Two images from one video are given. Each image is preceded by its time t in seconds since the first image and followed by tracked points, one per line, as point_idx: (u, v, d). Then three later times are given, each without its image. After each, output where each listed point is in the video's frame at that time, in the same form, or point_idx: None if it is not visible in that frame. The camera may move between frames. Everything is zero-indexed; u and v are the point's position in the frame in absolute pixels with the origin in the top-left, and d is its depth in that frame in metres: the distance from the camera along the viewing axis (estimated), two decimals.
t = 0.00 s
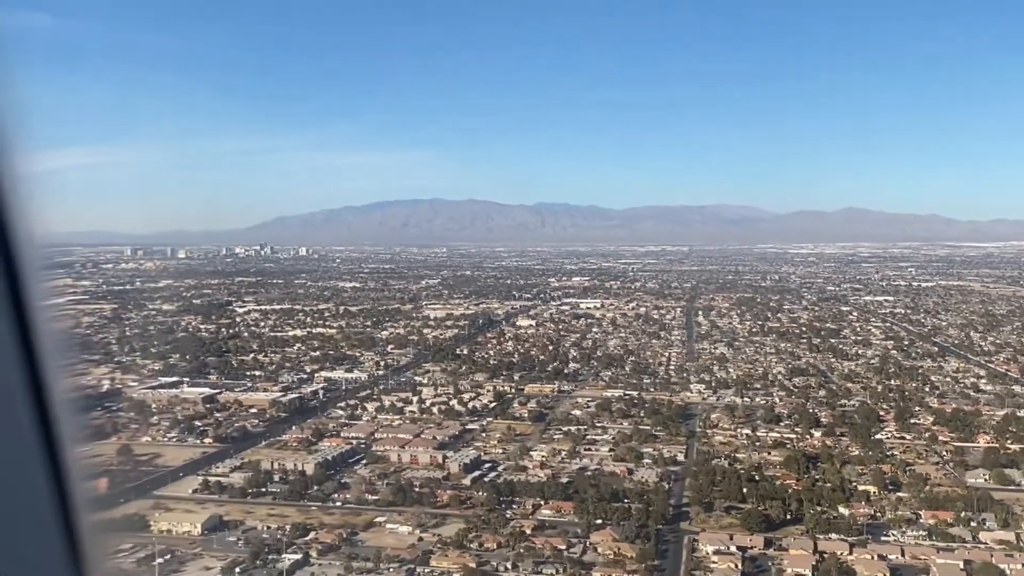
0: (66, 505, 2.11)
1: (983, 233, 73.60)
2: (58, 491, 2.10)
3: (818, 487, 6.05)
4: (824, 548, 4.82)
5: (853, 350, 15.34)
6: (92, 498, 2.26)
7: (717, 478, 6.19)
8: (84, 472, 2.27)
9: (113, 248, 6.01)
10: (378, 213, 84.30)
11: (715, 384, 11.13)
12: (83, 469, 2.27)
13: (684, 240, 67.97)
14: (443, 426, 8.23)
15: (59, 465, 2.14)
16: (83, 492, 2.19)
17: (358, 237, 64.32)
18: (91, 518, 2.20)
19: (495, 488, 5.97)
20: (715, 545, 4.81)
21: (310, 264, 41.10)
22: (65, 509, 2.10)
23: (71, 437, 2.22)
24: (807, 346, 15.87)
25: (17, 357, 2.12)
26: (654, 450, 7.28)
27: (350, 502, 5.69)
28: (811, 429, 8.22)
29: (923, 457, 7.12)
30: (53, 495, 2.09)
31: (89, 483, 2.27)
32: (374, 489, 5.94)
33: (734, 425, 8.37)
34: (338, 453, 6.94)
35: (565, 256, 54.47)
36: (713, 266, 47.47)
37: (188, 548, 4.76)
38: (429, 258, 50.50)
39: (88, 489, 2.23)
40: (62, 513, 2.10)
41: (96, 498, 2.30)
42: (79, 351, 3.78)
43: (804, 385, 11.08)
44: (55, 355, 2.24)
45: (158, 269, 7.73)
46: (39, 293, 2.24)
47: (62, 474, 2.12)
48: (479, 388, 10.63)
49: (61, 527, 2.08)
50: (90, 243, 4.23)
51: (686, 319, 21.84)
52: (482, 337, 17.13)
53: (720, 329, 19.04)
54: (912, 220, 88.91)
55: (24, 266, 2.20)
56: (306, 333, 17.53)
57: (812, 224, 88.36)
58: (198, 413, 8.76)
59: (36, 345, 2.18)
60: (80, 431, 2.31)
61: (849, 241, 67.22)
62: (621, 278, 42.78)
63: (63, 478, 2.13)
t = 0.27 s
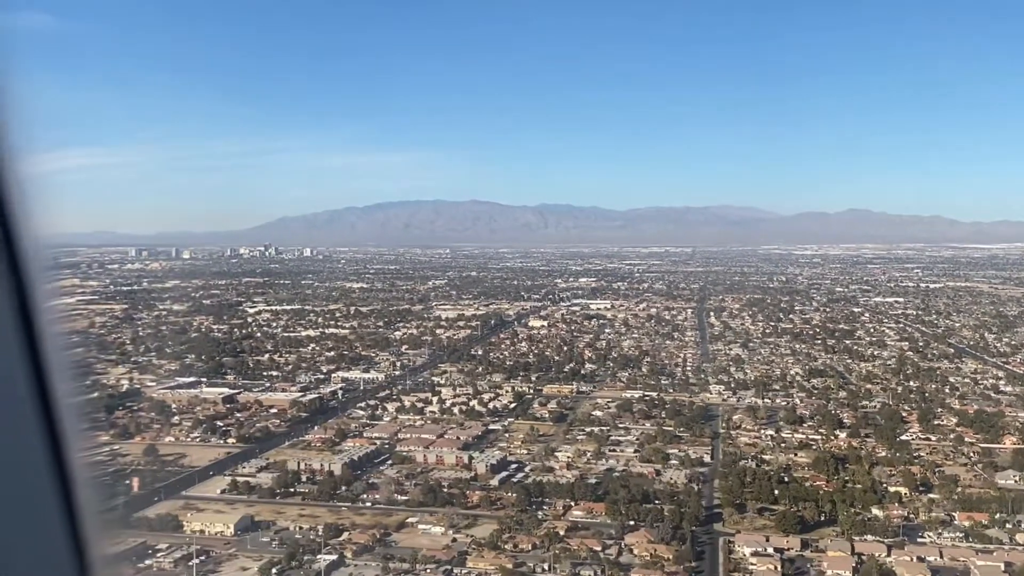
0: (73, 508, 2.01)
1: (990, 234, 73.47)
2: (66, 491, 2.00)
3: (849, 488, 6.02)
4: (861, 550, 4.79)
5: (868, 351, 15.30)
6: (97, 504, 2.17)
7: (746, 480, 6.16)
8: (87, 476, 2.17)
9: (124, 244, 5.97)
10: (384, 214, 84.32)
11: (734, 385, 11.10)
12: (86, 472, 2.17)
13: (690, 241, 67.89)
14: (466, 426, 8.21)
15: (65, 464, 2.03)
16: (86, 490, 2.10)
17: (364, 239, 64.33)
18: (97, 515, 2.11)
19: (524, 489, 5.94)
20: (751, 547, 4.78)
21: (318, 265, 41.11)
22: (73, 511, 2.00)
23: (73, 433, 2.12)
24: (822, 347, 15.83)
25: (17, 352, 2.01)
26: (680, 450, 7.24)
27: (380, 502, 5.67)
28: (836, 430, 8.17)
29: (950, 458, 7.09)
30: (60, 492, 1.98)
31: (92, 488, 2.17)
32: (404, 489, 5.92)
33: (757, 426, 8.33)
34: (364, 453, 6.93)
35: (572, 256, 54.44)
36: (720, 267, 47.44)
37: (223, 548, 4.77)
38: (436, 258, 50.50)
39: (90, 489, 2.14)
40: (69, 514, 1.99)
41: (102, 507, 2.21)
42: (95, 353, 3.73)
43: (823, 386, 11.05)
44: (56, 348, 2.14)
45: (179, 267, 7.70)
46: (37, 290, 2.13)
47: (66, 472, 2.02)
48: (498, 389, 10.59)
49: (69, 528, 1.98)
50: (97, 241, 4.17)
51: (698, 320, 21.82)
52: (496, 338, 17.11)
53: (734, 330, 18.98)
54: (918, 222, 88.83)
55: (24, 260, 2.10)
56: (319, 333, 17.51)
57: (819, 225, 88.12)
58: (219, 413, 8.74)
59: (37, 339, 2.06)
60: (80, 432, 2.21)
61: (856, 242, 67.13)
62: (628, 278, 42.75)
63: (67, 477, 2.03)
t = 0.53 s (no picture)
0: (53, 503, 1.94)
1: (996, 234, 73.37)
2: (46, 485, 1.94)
3: (879, 488, 5.99)
4: (898, 550, 4.77)
5: (882, 351, 15.27)
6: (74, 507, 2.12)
7: (775, 479, 6.13)
8: (67, 472, 2.11)
9: (120, 242, 5.89)
10: (390, 213, 84.36)
11: (752, 385, 11.07)
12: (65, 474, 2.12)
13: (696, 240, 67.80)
14: (488, 425, 8.18)
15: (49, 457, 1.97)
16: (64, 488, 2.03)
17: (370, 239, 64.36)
18: (75, 513, 2.04)
19: (553, 488, 5.92)
20: (788, 548, 4.75)
21: (325, 264, 41.13)
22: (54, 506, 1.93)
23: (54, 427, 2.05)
24: (836, 347, 15.80)
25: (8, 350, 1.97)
26: (705, 450, 7.22)
27: (410, 501, 5.65)
28: (859, 430, 8.13)
29: (977, 458, 7.06)
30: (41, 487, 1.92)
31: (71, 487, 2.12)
32: (433, 489, 5.90)
33: (780, 426, 8.31)
34: (389, 452, 6.91)
35: (577, 256, 54.40)
36: (727, 267, 47.37)
37: (258, 548, 4.76)
38: (442, 258, 50.48)
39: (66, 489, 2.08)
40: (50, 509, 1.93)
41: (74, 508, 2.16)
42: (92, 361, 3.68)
43: (842, 386, 11.02)
44: (46, 349, 2.11)
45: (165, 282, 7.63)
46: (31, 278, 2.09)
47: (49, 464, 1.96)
48: (515, 388, 10.56)
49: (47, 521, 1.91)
50: (98, 241, 4.09)
51: (708, 319, 21.79)
52: (509, 337, 17.08)
53: (745, 330, 18.95)
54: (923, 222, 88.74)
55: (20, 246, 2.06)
56: (331, 332, 17.51)
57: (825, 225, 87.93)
58: (239, 411, 8.73)
59: (25, 328, 2.02)
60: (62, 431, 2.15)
61: (862, 241, 67.03)
62: (635, 278, 42.70)
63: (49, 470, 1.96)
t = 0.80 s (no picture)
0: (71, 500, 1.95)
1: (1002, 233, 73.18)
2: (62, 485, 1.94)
3: (909, 486, 5.96)
4: (935, 549, 4.73)
5: (897, 349, 15.21)
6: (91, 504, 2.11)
7: (803, 477, 6.10)
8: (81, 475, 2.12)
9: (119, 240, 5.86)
10: (395, 211, 84.36)
11: (770, 383, 11.03)
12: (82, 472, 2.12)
13: (702, 237, 67.67)
14: (509, 422, 8.15)
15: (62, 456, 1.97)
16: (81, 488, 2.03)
17: (376, 237, 64.37)
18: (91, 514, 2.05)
19: (582, 485, 5.89)
20: (825, 546, 4.72)
21: (332, 262, 41.14)
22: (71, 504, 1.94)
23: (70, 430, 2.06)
24: (850, 345, 15.74)
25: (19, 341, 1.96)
26: (730, 447, 7.18)
27: (439, 498, 5.63)
28: (882, 429, 8.09)
29: (1005, 457, 7.01)
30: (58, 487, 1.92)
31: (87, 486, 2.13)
32: (461, 486, 5.88)
33: (803, 424, 8.27)
34: (414, 448, 6.89)
35: (582, 254, 54.27)
36: (732, 264, 47.28)
37: (291, 545, 4.75)
38: (448, 255, 50.38)
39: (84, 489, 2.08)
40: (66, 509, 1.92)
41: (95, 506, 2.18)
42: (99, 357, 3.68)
43: (860, 384, 10.97)
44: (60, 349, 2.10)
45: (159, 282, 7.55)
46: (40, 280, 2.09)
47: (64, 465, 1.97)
48: (533, 385, 10.54)
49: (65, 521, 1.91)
50: (99, 238, 4.06)
51: (719, 317, 21.73)
52: (521, 334, 17.02)
53: (758, 328, 18.90)
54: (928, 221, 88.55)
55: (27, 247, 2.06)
56: (344, 329, 17.50)
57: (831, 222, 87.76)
58: (259, 408, 8.71)
59: (37, 327, 2.01)
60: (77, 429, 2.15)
61: (868, 239, 66.88)
62: (642, 275, 42.61)
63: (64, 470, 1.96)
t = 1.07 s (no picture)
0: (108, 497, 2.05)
1: (1009, 228, 72.99)
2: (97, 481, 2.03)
3: (939, 482, 5.93)
4: (972, 545, 4.71)
5: (912, 346, 15.15)
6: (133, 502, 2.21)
7: (832, 472, 6.08)
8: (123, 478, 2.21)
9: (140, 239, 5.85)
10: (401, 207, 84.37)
11: (789, 379, 10.99)
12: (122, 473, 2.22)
13: (708, 233, 67.54)
14: (530, 418, 8.13)
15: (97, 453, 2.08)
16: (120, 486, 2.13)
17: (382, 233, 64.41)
18: (129, 516, 2.12)
19: (610, 481, 5.86)
20: (861, 541, 4.69)
21: (339, 258, 41.18)
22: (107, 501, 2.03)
23: (109, 431, 2.18)
24: (865, 341, 15.69)
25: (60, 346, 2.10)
26: (755, 443, 7.15)
27: (469, 493, 5.61)
28: (906, 424, 8.06)
29: None
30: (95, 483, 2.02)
31: (128, 487, 2.23)
32: (489, 482, 5.86)
33: (825, 420, 8.24)
34: (438, 444, 6.87)
35: (588, 250, 54.15)
36: (739, 260, 47.13)
37: (325, 540, 4.73)
38: (454, 251, 50.28)
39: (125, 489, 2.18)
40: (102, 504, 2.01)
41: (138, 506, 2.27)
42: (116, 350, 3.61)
43: (879, 380, 10.93)
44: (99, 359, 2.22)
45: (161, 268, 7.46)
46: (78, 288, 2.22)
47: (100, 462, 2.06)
48: (551, 380, 10.52)
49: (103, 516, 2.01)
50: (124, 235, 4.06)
51: (730, 313, 21.67)
52: (534, 330, 16.98)
53: (770, 323, 18.86)
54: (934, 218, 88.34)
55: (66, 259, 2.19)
56: (356, 325, 17.49)
57: (836, 218, 87.60)
58: (279, 403, 8.70)
59: (77, 335, 2.14)
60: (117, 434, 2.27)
61: (874, 235, 66.75)
62: (649, 271, 42.51)
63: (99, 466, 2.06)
